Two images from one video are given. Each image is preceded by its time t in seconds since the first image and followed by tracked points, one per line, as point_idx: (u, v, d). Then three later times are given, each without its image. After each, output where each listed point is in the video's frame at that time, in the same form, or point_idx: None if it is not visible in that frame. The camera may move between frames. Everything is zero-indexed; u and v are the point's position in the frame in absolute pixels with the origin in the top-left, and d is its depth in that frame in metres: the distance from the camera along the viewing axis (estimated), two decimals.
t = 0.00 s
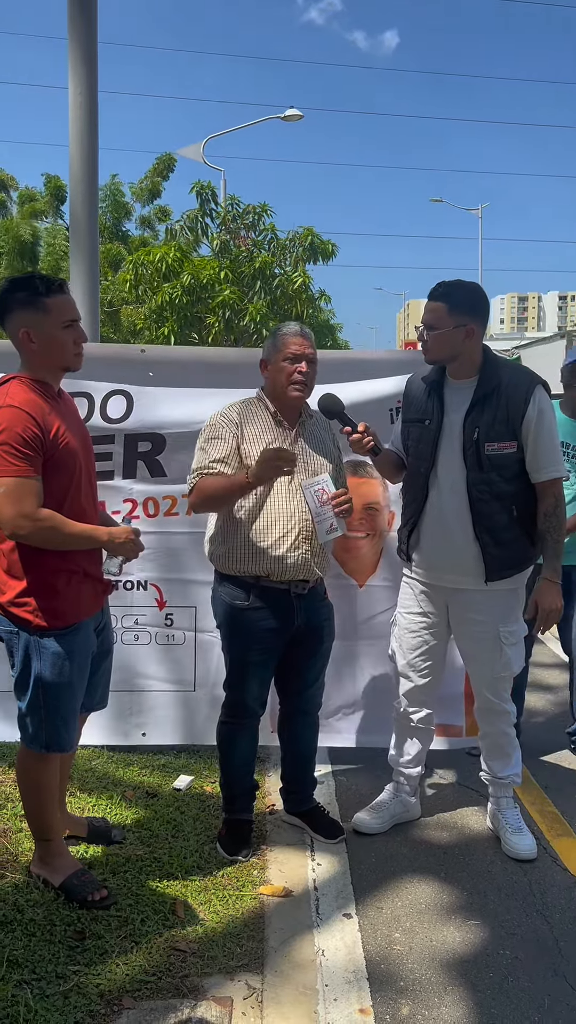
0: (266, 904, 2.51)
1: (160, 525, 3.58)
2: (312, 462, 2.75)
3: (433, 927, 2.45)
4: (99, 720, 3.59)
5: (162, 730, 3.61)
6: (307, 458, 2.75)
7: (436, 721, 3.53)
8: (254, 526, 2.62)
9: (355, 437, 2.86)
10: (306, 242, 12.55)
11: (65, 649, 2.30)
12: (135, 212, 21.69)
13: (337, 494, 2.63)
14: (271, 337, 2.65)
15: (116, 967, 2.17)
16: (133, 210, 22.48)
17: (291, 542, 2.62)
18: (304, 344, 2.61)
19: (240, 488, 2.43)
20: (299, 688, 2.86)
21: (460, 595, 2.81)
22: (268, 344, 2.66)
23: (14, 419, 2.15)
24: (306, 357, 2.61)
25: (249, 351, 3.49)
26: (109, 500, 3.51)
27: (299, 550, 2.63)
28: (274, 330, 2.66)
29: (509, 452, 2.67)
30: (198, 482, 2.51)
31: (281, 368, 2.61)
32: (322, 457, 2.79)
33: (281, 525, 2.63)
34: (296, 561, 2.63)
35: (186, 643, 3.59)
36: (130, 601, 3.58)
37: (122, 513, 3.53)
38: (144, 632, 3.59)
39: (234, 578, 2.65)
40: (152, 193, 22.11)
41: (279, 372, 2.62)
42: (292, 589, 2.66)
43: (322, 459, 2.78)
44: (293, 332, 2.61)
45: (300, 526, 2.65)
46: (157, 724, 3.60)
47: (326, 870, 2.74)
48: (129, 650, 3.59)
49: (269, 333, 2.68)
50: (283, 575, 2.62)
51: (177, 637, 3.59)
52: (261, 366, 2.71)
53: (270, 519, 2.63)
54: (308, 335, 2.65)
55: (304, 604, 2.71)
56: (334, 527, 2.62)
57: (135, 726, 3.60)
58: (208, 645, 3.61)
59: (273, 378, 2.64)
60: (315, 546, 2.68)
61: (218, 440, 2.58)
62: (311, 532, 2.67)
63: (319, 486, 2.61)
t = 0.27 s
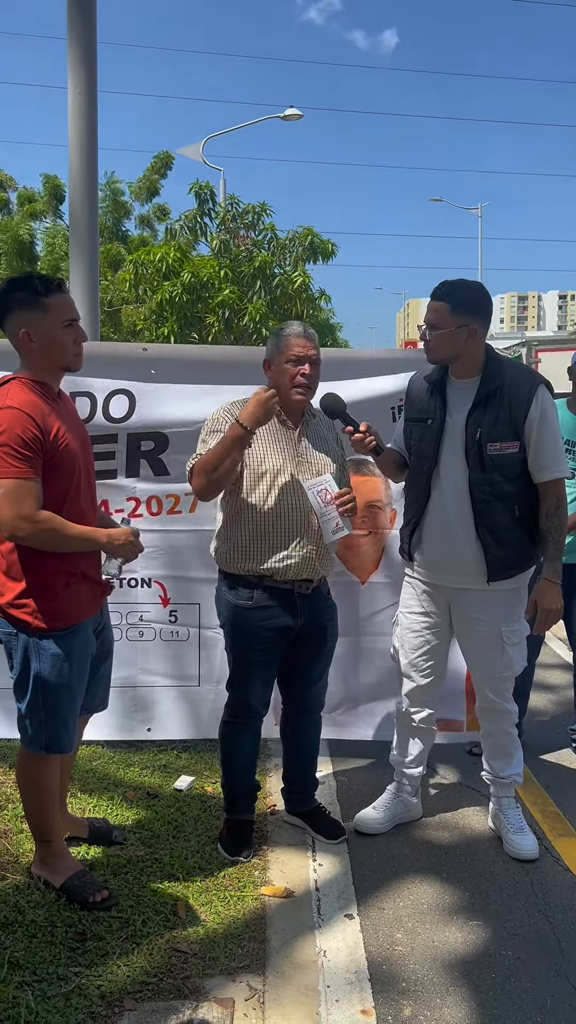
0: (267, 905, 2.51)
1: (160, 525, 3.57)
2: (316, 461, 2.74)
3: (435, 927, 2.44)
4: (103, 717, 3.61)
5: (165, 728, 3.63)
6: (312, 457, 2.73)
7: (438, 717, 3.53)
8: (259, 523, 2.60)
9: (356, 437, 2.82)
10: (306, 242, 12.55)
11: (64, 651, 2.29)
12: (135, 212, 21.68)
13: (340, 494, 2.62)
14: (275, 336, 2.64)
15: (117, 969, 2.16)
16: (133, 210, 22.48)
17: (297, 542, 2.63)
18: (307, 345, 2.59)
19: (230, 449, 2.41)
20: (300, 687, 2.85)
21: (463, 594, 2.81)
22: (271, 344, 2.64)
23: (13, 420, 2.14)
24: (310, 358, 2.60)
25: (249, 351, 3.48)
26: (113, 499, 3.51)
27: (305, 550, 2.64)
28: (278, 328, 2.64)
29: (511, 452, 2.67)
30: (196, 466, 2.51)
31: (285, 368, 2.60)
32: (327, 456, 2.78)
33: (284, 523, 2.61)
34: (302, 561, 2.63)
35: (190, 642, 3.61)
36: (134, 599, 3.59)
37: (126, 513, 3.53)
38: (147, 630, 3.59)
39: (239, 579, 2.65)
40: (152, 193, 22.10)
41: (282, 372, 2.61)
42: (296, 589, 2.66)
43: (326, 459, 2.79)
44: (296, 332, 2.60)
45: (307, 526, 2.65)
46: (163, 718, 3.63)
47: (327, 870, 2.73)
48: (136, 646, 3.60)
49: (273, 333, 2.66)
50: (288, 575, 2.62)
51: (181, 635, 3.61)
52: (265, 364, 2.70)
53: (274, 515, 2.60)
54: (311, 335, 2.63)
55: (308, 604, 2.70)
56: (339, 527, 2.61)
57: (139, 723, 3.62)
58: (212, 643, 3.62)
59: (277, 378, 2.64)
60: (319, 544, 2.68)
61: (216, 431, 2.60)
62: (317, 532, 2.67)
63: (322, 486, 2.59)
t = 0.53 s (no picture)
0: (268, 905, 2.51)
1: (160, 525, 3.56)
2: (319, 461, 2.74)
3: (436, 927, 2.44)
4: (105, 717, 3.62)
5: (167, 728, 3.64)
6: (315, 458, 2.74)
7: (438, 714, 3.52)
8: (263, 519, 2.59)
9: (361, 437, 2.83)
10: (306, 242, 12.55)
11: (64, 651, 2.29)
12: (134, 213, 21.69)
13: (342, 494, 2.59)
14: (280, 337, 2.63)
15: (118, 970, 2.16)
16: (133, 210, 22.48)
17: (300, 542, 2.62)
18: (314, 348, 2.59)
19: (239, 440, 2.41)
20: (302, 688, 2.85)
21: (463, 594, 2.80)
22: (277, 345, 2.64)
23: (14, 420, 2.14)
24: (316, 362, 2.60)
25: (250, 351, 3.48)
26: (113, 500, 3.50)
27: (308, 550, 2.64)
28: (284, 330, 2.64)
29: (512, 452, 2.66)
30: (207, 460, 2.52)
31: (289, 370, 2.60)
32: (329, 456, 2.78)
33: (289, 523, 2.61)
34: (304, 561, 2.63)
35: (191, 642, 3.61)
36: (136, 599, 3.58)
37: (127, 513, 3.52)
38: (149, 629, 3.59)
39: (241, 579, 2.64)
40: (152, 193, 22.10)
41: (286, 373, 2.60)
42: (299, 589, 2.65)
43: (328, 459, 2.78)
44: (302, 335, 2.59)
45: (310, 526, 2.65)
46: (165, 717, 3.63)
47: (328, 871, 2.73)
48: (138, 645, 3.59)
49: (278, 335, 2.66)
50: (291, 575, 2.61)
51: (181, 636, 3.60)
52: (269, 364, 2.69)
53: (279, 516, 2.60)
54: (317, 338, 2.63)
55: (310, 604, 2.70)
56: (342, 526, 2.56)
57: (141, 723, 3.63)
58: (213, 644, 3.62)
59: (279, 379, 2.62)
60: (322, 544, 2.68)
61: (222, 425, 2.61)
62: (319, 532, 2.67)
63: (325, 488, 2.58)
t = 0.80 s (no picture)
0: (269, 906, 2.50)
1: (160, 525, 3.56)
2: (320, 462, 2.74)
3: (437, 928, 2.44)
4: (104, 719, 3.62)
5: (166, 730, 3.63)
6: (316, 458, 2.74)
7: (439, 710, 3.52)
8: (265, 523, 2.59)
9: (363, 438, 2.83)
10: (307, 242, 12.54)
11: (64, 651, 2.29)
12: (135, 213, 21.69)
13: (346, 494, 2.57)
14: (279, 336, 2.63)
15: (119, 972, 2.15)
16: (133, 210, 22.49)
17: (303, 542, 2.61)
18: (312, 345, 2.59)
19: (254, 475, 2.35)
20: (303, 688, 2.84)
21: (464, 595, 2.79)
22: (276, 344, 2.63)
23: (13, 420, 2.14)
24: (315, 359, 2.60)
25: (250, 350, 3.47)
26: (114, 501, 3.49)
27: (311, 550, 2.62)
28: (282, 328, 2.64)
29: (513, 452, 2.66)
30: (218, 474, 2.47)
31: (291, 368, 2.59)
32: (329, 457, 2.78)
33: (292, 525, 2.60)
34: (306, 561, 2.61)
35: (192, 642, 3.60)
36: (136, 600, 3.58)
37: (127, 513, 3.52)
38: (150, 630, 3.59)
39: (243, 579, 2.63)
40: (152, 193, 22.10)
41: (287, 372, 2.60)
42: (301, 590, 2.64)
43: (328, 460, 2.78)
44: (301, 333, 2.59)
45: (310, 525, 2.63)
46: (166, 717, 3.63)
47: (329, 872, 2.72)
48: (138, 645, 3.59)
49: (277, 334, 2.65)
50: (293, 575, 2.60)
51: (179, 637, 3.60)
52: (268, 364, 2.68)
53: (282, 519, 2.60)
54: (316, 336, 2.63)
55: (312, 604, 2.70)
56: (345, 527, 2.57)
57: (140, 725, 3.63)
58: (213, 645, 3.62)
59: (281, 378, 2.62)
60: (325, 545, 2.67)
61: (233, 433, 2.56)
62: (321, 530, 2.65)
63: (328, 489, 2.57)
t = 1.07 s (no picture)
0: (271, 906, 2.50)
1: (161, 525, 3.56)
2: (321, 462, 2.74)
3: (439, 929, 2.43)
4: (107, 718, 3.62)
5: (167, 729, 3.63)
6: (317, 458, 2.73)
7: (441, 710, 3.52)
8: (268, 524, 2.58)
9: (363, 437, 2.82)
10: (308, 242, 12.54)
11: (65, 651, 2.29)
12: (136, 213, 21.69)
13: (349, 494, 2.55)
14: (274, 337, 2.61)
15: (120, 971, 2.15)
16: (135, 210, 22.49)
17: (309, 542, 2.62)
18: (309, 344, 2.60)
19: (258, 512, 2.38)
20: (304, 688, 2.84)
21: (466, 595, 2.79)
22: (271, 344, 2.62)
23: (14, 420, 2.14)
24: (312, 359, 2.61)
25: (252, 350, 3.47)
26: (115, 500, 3.50)
27: (317, 550, 2.63)
28: (276, 329, 2.63)
29: (515, 453, 2.66)
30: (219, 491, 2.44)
31: (293, 370, 2.59)
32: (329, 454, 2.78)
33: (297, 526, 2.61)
34: (311, 561, 2.62)
35: (193, 642, 3.60)
36: (138, 600, 3.58)
37: (129, 513, 3.52)
38: (151, 630, 3.59)
39: (245, 580, 2.63)
40: (153, 192, 22.10)
41: (289, 372, 2.60)
42: (306, 589, 2.65)
43: (328, 459, 2.78)
44: (298, 332, 2.59)
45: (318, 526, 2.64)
46: (167, 717, 3.63)
47: (331, 872, 2.73)
48: (140, 645, 3.59)
49: (271, 334, 2.64)
50: (299, 576, 2.60)
51: (182, 637, 3.60)
52: (263, 366, 2.66)
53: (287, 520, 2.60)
54: (312, 335, 2.64)
55: (318, 603, 2.70)
56: (350, 528, 2.58)
57: (141, 724, 3.63)
58: (214, 645, 3.61)
59: (282, 380, 2.62)
60: (330, 544, 2.68)
61: (232, 442, 2.52)
62: (327, 530, 2.67)
63: (332, 488, 2.54)
